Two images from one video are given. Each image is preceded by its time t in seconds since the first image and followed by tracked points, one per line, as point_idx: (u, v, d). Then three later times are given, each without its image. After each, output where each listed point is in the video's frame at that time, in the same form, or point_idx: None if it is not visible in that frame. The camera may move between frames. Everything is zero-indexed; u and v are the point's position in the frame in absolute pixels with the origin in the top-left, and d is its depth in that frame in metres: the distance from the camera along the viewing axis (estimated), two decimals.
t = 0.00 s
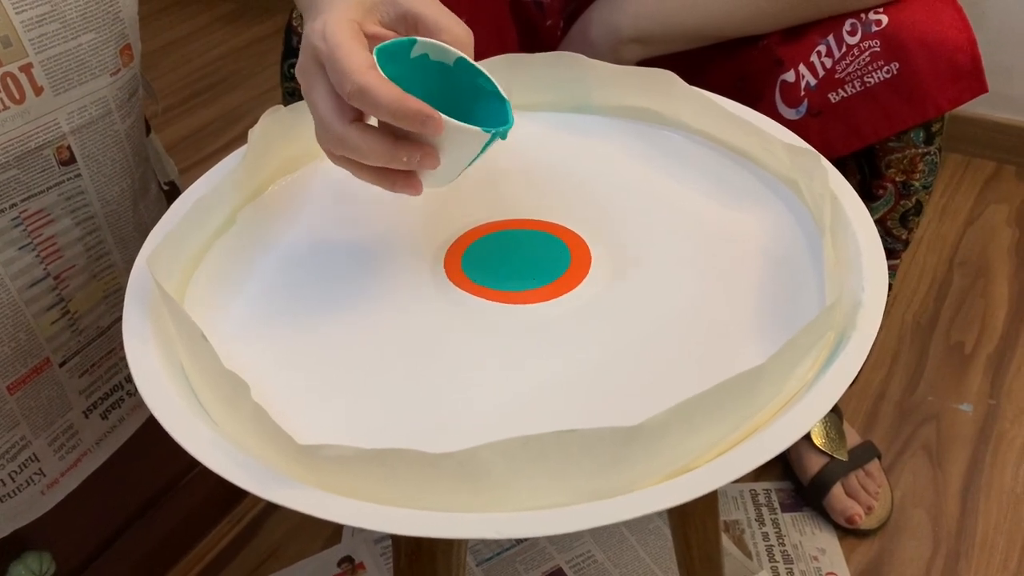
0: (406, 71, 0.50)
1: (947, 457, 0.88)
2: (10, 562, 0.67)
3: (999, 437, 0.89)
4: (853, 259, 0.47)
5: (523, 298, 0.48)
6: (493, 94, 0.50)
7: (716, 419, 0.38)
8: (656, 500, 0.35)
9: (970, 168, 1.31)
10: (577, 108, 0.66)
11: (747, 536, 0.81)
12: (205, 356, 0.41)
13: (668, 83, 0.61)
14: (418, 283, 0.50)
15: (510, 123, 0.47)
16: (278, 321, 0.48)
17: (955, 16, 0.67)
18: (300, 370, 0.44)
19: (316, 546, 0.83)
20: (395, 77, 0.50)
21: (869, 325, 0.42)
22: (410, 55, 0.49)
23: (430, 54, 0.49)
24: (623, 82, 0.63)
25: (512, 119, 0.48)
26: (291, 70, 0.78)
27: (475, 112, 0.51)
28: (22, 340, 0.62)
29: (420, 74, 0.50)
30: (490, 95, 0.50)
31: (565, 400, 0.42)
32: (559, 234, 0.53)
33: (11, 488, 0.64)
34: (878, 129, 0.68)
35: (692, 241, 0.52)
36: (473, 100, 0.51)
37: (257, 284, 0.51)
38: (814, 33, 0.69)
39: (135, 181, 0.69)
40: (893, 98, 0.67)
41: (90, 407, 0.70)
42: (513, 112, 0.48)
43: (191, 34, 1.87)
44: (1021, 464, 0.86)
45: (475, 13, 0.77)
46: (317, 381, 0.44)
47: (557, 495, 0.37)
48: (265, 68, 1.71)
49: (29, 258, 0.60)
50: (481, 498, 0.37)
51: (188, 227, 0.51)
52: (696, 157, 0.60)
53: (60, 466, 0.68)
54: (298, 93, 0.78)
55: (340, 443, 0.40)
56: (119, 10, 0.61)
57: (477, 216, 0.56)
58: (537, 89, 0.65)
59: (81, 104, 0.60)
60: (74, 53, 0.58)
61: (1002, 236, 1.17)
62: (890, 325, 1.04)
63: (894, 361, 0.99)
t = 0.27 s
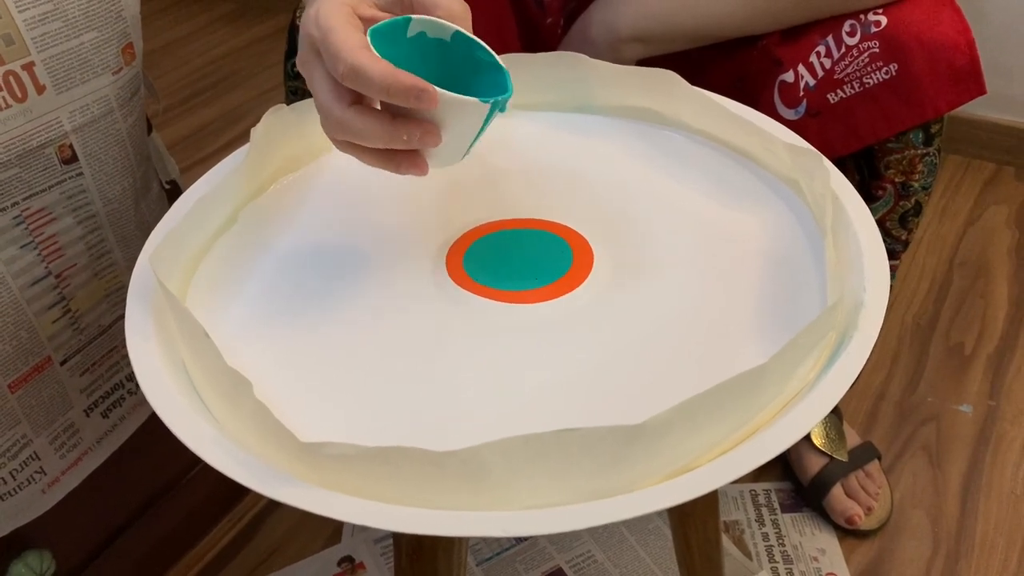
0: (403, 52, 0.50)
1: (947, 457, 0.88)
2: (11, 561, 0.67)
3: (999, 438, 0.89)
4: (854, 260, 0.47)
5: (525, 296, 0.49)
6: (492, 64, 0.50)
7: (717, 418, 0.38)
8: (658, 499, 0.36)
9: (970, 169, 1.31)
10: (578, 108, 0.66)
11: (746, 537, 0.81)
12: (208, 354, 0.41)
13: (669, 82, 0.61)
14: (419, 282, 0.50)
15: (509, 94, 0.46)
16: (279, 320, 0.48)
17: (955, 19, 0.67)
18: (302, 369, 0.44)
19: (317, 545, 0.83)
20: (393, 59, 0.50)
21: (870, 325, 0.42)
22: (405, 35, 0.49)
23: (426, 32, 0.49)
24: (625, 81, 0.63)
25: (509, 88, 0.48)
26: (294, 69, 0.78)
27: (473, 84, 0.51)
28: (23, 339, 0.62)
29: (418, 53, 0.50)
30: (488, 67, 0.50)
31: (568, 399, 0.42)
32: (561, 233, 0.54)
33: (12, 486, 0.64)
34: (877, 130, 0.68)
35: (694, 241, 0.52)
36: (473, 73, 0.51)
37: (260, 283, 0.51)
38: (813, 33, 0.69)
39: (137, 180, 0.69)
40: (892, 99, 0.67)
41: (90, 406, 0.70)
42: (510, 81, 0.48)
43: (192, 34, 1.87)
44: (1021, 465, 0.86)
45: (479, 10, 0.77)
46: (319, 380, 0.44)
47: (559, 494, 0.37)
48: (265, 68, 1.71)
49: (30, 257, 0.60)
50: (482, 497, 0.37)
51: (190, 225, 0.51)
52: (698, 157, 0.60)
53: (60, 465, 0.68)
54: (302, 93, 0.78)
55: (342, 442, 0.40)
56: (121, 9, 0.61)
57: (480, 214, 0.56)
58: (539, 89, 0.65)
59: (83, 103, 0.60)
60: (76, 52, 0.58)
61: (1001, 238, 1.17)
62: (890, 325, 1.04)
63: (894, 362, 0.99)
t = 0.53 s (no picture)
0: None
1: (945, 457, 0.88)
2: (9, 561, 0.67)
3: (997, 438, 0.89)
4: (852, 260, 0.47)
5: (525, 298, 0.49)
6: None
7: (716, 419, 0.38)
8: (656, 499, 0.36)
9: (968, 170, 1.31)
10: (576, 108, 0.66)
11: (745, 537, 0.81)
12: (206, 355, 0.41)
13: (668, 83, 0.61)
14: (418, 282, 0.50)
15: None
16: (277, 321, 0.48)
17: (949, 23, 0.67)
18: (301, 370, 0.44)
19: (316, 545, 0.83)
20: None
21: (868, 326, 0.42)
22: None
23: None
24: (624, 82, 0.63)
25: None
26: (288, 69, 0.77)
27: None
28: (22, 339, 0.62)
29: None
30: None
31: (566, 399, 0.42)
32: (560, 234, 0.53)
33: (11, 487, 0.64)
34: (869, 135, 0.68)
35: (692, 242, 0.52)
36: None
37: (258, 284, 0.51)
38: (807, 37, 0.69)
39: (136, 180, 0.69)
40: (884, 105, 0.67)
41: (89, 406, 0.70)
42: None
43: (191, 34, 1.87)
44: (1019, 465, 0.86)
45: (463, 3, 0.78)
46: (318, 380, 0.44)
47: (557, 494, 0.37)
48: (265, 68, 1.71)
49: (28, 257, 0.60)
50: (481, 497, 0.37)
51: (189, 226, 0.51)
52: (696, 158, 0.60)
53: (59, 465, 0.68)
54: (296, 92, 0.77)
55: (340, 442, 0.40)
56: (119, 10, 0.61)
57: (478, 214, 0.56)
58: (537, 89, 0.65)
59: (81, 103, 0.60)
60: (75, 52, 0.58)
61: (1000, 238, 1.17)
62: (888, 325, 1.04)
63: (892, 362, 0.99)
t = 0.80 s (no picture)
0: None
1: (944, 457, 0.88)
2: (7, 562, 0.67)
3: (996, 437, 0.89)
4: (850, 260, 0.47)
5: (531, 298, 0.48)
6: None
7: (714, 418, 0.38)
8: (654, 499, 0.35)
9: (967, 169, 1.31)
10: (574, 108, 0.66)
11: (744, 537, 0.81)
12: (202, 355, 0.41)
13: (665, 82, 0.61)
14: (415, 283, 0.50)
15: None
16: (274, 321, 0.48)
17: (921, 25, 0.66)
18: (297, 371, 0.44)
19: (314, 546, 0.83)
20: None
21: (866, 325, 0.42)
22: None
23: None
24: (621, 81, 0.63)
25: None
26: (274, 62, 0.78)
27: None
28: (18, 340, 0.62)
29: None
30: None
31: (565, 399, 0.42)
32: (558, 235, 0.53)
33: (8, 488, 0.64)
34: (843, 136, 0.68)
35: (691, 242, 0.52)
36: None
37: (255, 284, 0.51)
38: (779, 41, 0.70)
39: (133, 180, 0.68)
40: (857, 107, 0.67)
41: (86, 407, 0.70)
42: None
43: (188, 34, 1.87)
44: (1017, 465, 0.86)
45: None
46: (315, 380, 0.44)
47: (556, 495, 0.37)
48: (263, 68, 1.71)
49: (25, 258, 0.60)
50: (479, 498, 0.37)
51: (186, 226, 0.51)
52: (694, 158, 0.60)
53: (56, 466, 0.68)
54: (282, 84, 0.78)
55: (337, 443, 0.40)
56: (115, 10, 0.61)
57: (477, 214, 0.56)
58: (534, 88, 0.65)
59: (78, 104, 0.60)
60: (71, 52, 0.58)
61: (998, 238, 1.17)
62: (887, 325, 1.04)
63: (891, 362, 0.99)
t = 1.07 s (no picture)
0: None
1: (943, 457, 0.88)
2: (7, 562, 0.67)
3: (995, 436, 0.89)
4: (849, 259, 0.47)
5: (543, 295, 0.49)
6: None
7: (714, 418, 0.38)
8: (654, 498, 0.36)
9: (967, 169, 1.31)
10: (573, 108, 0.66)
11: (743, 536, 0.81)
12: (202, 356, 0.41)
13: (664, 82, 0.61)
14: (414, 283, 0.50)
15: None
16: (274, 321, 0.48)
17: (919, 6, 0.67)
18: (296, 371, 0.44)
19: (314, 546, 0.83)
20: None
21: (865, 325, 0.42)
22: None
23: None
24: (620, 81, 0.63)
25: None
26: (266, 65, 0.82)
27: None
28: (18, 340, 0.62)
29: None
30: None
31: (564, 398, 0.42)
32: (557, 235, 0.53)
33: (8, 488, 0.64)
34: (840, 116, 0.68)
35: (689, 242, 0.52)
36: None
37: (255, 284, 0.51)
38: (779, 20, 0.69)
39: (133, 181, 0.69)
40: (856, 86, 0.67)
41: (86, 408, 0.70)
42: None
43: (187, 35, 1.87)
44: (1017, 463, 0.86)
45: None
46: (315, 379, 0.44)
47: (555, 495, 0.37)
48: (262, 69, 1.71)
49: (25, 258, 0.60)
50: (479, 498, 0.37)
51: (185, 226, 0.51)
52: (693, 158, 0.60)
53: (56, 466, 0.68)
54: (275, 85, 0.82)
55: (338, 443, 0.40)
56: (115, 10, 0.61)
57: (476, 214, 0.56)
58: (533, 88, 0.65)
59: (78, 104, 0.60)
60: (71, 53, 0.58)
61: (997, 237, 1.17)
62: (886, 324, 1.04)
63: (891, 362, 0.99)
